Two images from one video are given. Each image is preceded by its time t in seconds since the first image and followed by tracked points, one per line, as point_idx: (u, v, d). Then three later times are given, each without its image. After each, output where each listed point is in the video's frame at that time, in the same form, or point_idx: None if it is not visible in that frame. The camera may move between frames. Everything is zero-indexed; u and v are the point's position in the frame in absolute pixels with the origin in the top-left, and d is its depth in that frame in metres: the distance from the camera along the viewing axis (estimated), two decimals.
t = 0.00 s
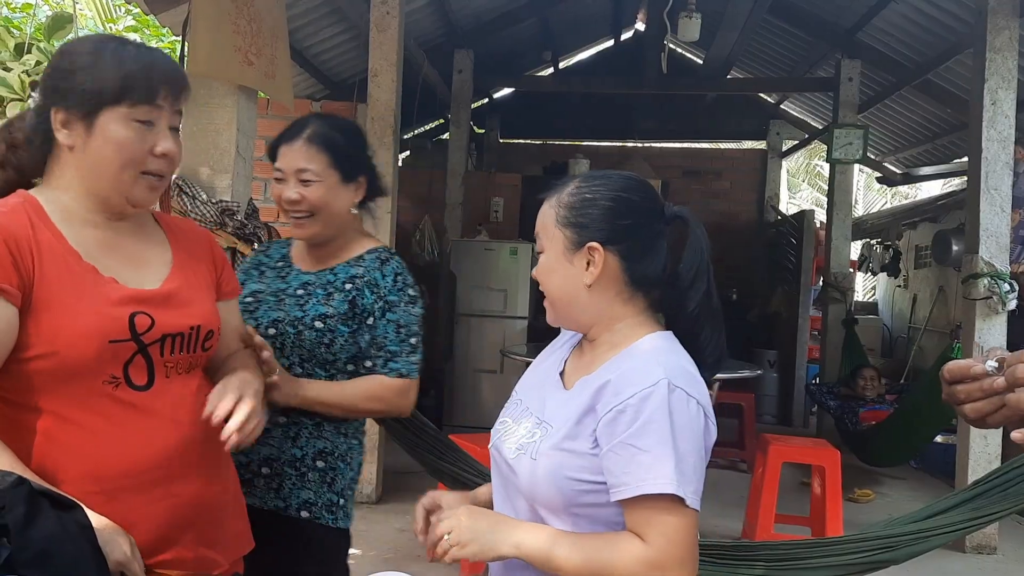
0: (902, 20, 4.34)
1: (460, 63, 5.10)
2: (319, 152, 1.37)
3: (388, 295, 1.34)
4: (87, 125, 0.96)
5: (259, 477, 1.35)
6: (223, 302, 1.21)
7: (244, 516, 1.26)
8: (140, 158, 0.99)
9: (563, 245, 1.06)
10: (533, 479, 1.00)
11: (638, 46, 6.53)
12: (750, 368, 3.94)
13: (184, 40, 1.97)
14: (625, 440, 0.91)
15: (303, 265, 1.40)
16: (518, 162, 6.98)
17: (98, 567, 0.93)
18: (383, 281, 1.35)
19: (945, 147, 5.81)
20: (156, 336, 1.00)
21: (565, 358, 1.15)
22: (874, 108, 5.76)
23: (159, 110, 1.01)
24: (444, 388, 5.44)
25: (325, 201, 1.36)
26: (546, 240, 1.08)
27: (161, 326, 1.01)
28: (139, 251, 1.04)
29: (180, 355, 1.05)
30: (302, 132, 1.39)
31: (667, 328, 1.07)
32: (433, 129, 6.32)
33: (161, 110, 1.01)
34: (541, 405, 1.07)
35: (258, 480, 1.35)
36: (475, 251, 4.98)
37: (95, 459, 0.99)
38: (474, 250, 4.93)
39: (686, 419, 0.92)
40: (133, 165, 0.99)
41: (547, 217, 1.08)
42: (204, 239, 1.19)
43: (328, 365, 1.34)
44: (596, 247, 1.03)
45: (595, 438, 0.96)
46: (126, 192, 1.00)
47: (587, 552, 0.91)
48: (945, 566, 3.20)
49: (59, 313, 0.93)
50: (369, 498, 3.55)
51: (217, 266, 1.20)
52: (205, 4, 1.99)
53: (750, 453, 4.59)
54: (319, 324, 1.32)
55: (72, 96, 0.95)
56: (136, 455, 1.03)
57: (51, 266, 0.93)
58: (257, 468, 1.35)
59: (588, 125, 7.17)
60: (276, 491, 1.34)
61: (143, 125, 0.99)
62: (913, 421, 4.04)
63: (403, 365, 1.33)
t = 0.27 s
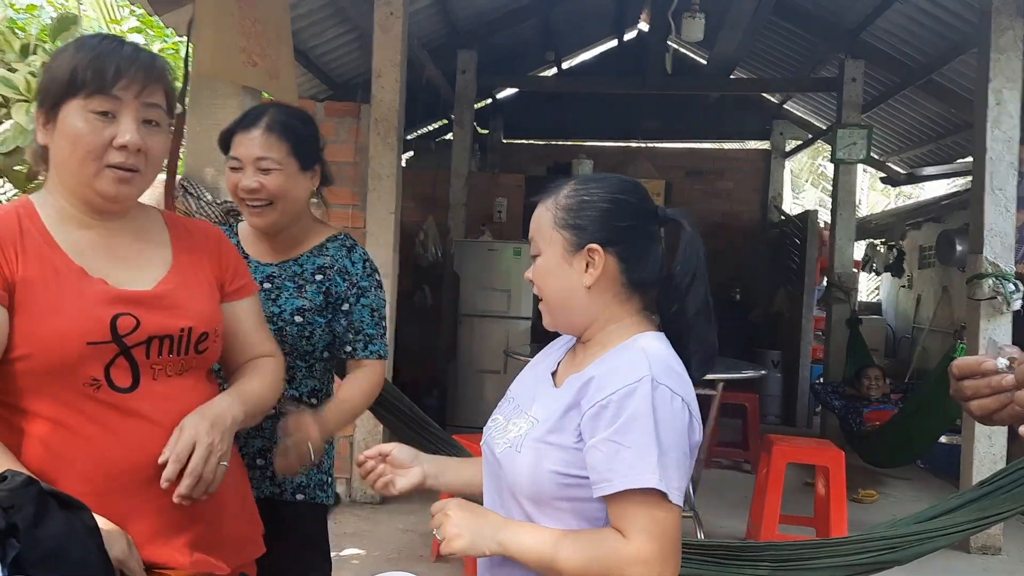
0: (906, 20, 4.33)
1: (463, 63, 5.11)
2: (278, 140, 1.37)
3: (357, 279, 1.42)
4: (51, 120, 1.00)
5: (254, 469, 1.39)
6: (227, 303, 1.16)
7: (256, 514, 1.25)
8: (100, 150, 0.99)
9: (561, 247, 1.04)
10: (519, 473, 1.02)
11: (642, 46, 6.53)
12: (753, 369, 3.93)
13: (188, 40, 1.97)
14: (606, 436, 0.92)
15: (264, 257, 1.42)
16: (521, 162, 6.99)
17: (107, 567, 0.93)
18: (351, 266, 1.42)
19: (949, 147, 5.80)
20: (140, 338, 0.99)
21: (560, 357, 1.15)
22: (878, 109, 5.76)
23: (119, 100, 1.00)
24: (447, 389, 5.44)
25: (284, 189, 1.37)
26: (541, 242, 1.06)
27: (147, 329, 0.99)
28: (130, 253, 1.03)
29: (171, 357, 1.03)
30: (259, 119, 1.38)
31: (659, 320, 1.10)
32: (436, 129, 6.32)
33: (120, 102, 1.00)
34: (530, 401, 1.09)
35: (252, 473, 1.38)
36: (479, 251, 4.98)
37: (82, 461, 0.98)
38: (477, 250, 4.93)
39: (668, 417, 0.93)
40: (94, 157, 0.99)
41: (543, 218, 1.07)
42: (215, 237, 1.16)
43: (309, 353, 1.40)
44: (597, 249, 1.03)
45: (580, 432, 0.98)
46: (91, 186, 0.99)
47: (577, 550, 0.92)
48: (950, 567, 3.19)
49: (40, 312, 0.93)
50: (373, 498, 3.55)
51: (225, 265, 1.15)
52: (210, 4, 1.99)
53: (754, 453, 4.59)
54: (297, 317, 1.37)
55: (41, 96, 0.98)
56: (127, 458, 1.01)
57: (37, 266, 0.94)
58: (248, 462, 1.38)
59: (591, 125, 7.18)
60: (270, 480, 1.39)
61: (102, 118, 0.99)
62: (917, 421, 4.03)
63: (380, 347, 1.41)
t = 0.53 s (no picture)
0: (910, 20, 4.33)
1: (468, 65, 5.11)
2: (211, 139, 1.45)
3: (305, 272, 1.48)
4: (69, 121, 1.04)
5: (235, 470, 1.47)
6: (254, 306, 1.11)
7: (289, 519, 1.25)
8: (112, 150, 1.01)
9: (541, 257, 1.07)
10: (518, 493, 1.03)
11: (646, 48, 6.53)
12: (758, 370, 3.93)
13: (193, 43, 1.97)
14: (607, 453, 0.94)
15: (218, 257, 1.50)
16: (525, 164, 6.99)
17: (116, 569, 0.94)
18: (299, 259, 1.48)
19: (954, 148, 5.79)
20: (144, 342, 0.98)
21: (535, 372, 1.18)
22: (882, 109, 5.75)
23: (130, 99, 1.03)
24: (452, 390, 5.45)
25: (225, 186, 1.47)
26: (519, 248, 1.09)
27: (150, 333, 0.98)
28: (152, 257, 1.04)
29: (178, 364, 1.02)
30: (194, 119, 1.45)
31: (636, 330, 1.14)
32: (441, 131, 6.33)
33: (130, 101, 1.03)
34: (514, 417, 1.10)
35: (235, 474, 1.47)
36: (483, 252, 4.98)
37: (89, 461, 1.01)
38: (482, 251, 4.93)
39: (668, 423, 0.95)
40: (108, 158, 1.01)
41: (521, 224, 1.09)
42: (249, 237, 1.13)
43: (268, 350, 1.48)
44: (577, 259, 1.06)
45: (575, 450, 0.99)
46: (106, 188, 1.01)
47: (591, 560, 0.94)
48: (956, 568, 3.19)
49: (48, 313, 0.96)
50: (378, 499, 3.56)
51: (255, 268, 1.11)
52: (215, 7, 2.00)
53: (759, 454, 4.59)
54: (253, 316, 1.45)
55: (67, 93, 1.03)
56: (134, 462, 1.02)
57: (49, 270, 0.97)
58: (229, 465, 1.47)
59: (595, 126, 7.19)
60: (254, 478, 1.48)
61: (114, 118, 1.02)
62: (920, 423, 4.02)
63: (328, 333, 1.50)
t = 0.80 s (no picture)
0: (915, 22, 4.33)
1: (472, 67, 5.11)
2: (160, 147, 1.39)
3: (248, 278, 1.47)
4: (135, 131, 1.08)
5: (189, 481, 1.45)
6: (305, 319, 1.15)
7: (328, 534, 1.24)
8: (178, 165, 1.07)
9: (542, 272, 1.07)
10: (550, 518, 1.02)
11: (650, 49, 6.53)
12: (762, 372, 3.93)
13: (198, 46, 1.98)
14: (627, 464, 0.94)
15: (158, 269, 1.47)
16: (529, 166, 6.99)
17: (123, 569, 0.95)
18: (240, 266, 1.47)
19: (959, 149, 5.78)
20: (180, 347, 1.05)
21: (541, 391, 1.17)
22: (887, 111, 5.75)
23: (196, 117, 1.07)
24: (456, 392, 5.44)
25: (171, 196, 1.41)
26: (520, 263, 1.08)
27: (187, 339, 1.05)
28: (201, 267, 1.10)
29: (214, 371, 1.07)
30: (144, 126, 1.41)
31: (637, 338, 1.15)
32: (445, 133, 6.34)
33: (196, 118, 1.07)
34: (529, 440, 1.10)
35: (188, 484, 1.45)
36: (487, 254, 4.98)
37: (114, 457, 1.06)
38: (486, 253, 4.93)
39: (679, 432, 0.95)
40: (172, 173, 1.07)
41: (522, 239, 1.09)
42: (307, 250, 1.18)
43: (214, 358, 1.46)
44: (581, 275, 1.06)
45: (598, 465, 0.99)
46: (171, 200, 1.09)
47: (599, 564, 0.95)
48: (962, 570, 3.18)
49: (93, 313, 1.04)
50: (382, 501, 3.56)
51: (310, 283, 1.16)
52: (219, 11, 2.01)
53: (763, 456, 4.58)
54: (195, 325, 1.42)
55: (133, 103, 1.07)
56: (157, 465, 1.07)
57: (98, 273, 1.06)
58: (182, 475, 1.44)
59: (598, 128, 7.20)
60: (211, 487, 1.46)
61: (181, 135, 1.07)
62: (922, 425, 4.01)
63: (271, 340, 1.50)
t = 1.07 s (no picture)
0: (920, 23, 4.32)
1: (476, 69, 5.12)
2: (92, 146, 1.35)
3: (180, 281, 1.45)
4: (210, 149, 1.02)
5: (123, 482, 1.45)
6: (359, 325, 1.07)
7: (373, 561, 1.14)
8: (253, 188, 1.01)
9: (621, 266, 1.10)
10: (572, 482, 1.10)
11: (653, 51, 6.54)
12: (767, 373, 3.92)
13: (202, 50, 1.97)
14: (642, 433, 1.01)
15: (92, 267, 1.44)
16: (532, 168, 6.99)
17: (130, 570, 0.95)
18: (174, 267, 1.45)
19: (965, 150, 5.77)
20: (214, 352, 1.00)
21: (598, 374, 1.23)
22: (891, 112, 5.74)
23: (275, 144, 1.00)
24: (460, 394, 5.44)
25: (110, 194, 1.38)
26: (595, 257, 1.11)
27: (223, 343, 1.00)
28: (254, 271, 1.05)
29: (248, 377, 1.01)
30: (71, 127, 1.36)
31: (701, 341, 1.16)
32: (449, 135, 6.34)
33: (275, 147, 1.00)
34: (575, 421, 1.17)
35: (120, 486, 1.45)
36: (492, 256, 4.98)
37: (148, 456, 1.04)
38: (491, 255, 4.94)
39: (713, 421, 1.01)
40: (247, 195, 1.02)
41: (595, 233, 1.12)
42: (366, 258, 1.10)
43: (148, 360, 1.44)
44: (660, 269, 1.10)
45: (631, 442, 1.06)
46: (244, 219, 1.04)
47: (574, 511, 1.00)
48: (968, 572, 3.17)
49: (138, 309, 1.02)
50: (387, 503, 3.55)
51: (365, 288, 1.08)
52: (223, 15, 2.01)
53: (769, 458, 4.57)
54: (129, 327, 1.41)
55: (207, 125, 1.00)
56: (185, 468, 1.03)
57: (150, 269, 1.04)
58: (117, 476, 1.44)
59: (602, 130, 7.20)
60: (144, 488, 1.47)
61: (257, 159, 1.00)
62: (929, 427, 4.00)
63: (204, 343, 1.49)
